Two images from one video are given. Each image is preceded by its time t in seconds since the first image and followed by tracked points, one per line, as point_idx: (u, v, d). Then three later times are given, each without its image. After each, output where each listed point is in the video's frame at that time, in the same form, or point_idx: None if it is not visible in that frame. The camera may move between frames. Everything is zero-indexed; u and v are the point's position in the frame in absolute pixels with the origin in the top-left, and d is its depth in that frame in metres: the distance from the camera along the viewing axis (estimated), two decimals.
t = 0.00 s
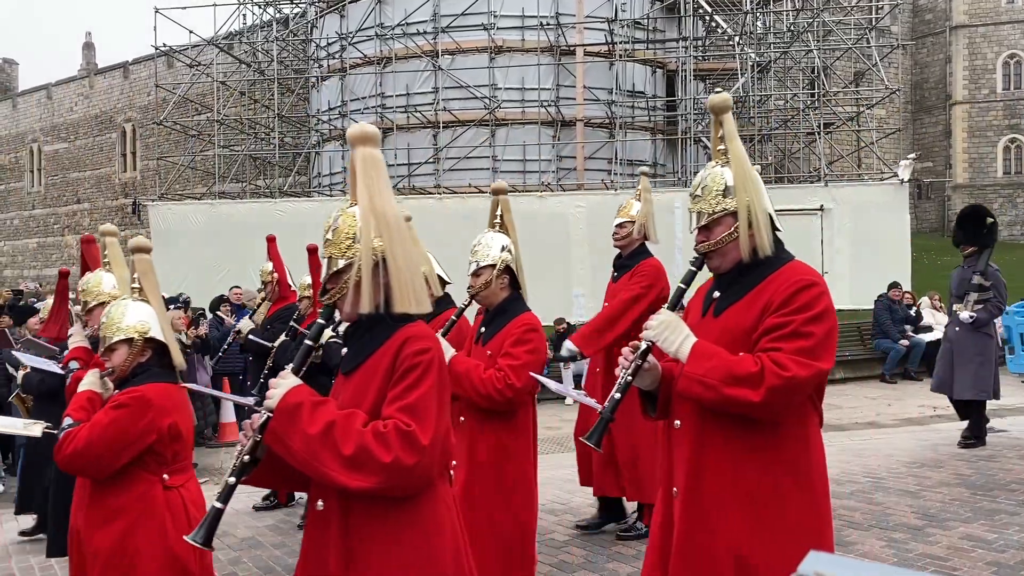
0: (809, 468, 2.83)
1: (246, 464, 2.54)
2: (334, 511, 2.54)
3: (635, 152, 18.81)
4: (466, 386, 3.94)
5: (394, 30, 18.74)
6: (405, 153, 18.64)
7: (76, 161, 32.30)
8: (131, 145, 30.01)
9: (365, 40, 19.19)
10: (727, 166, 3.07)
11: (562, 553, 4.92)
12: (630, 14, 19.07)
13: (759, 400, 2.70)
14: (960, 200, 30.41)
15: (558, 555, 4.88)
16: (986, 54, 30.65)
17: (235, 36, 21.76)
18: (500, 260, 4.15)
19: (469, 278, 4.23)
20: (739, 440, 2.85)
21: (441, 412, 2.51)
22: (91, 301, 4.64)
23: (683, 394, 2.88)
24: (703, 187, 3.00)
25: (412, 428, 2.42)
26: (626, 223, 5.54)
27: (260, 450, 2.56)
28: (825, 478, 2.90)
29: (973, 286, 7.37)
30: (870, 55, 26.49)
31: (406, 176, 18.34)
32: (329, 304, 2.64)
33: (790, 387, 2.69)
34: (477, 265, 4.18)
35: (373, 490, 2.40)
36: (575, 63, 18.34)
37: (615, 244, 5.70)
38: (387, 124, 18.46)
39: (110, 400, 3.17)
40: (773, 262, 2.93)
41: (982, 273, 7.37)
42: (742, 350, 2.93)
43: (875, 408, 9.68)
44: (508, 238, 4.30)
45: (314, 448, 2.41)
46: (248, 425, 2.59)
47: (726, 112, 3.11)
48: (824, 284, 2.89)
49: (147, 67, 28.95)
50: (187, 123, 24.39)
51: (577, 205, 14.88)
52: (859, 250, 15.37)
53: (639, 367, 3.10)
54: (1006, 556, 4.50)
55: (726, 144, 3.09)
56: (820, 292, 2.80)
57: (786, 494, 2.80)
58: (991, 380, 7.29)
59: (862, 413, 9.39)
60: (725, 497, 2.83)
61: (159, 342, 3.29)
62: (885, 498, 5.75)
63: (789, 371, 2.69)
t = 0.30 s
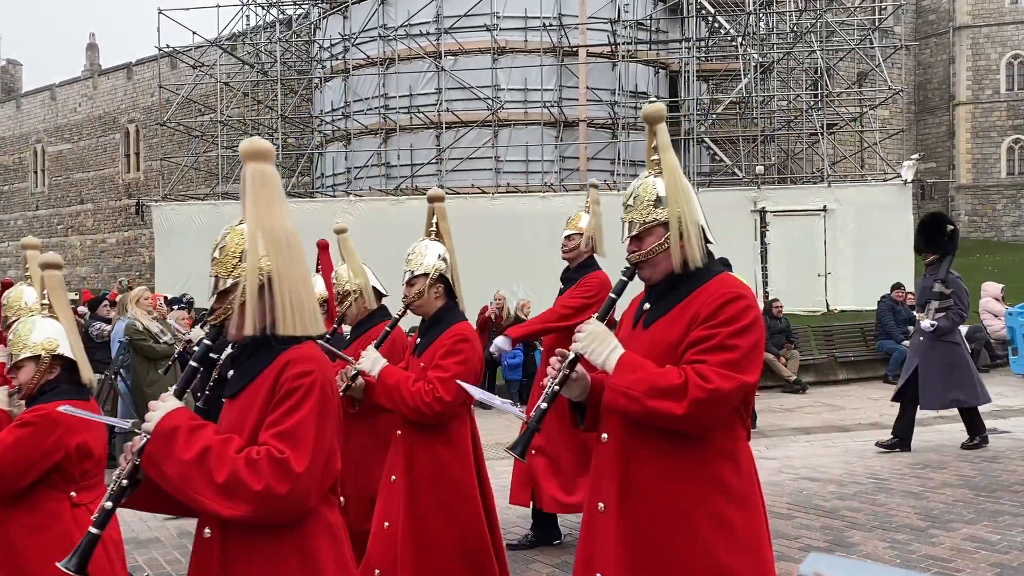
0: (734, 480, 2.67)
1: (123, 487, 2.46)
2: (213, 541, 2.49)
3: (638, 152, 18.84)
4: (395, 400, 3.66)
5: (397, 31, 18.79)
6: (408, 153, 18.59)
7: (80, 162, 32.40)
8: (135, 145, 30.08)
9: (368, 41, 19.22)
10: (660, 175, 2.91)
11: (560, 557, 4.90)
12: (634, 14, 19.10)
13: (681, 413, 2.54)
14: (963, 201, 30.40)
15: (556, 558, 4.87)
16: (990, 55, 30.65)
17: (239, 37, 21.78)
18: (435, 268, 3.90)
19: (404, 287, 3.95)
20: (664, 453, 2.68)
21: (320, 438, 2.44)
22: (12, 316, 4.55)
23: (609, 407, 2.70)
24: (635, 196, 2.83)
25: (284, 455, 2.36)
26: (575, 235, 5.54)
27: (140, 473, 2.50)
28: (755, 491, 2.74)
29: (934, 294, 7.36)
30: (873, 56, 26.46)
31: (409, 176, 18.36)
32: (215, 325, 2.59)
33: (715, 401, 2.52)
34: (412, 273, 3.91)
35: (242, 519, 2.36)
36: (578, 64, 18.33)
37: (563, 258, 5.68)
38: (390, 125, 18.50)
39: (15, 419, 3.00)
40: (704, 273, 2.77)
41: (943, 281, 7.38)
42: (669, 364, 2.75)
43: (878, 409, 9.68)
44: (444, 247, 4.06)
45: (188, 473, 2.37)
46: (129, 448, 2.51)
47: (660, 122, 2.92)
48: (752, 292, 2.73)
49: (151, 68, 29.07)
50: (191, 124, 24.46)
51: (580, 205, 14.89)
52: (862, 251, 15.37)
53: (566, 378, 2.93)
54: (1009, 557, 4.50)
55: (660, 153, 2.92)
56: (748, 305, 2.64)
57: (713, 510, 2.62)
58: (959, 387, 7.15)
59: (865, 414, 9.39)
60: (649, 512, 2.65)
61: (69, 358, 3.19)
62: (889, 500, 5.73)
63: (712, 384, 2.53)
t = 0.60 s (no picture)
0: (658, 476, 2.61)
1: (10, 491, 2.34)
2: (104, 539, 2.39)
3: (641, 152, 18.82)
4: (323, 401, 3.53)
5: (400, 31, 18.78)
6: (410, 153, 18.61)
7: (84, 162, 32.44)
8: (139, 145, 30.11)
9: (372, 41, 19.25)
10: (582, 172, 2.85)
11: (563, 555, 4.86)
12: (637, 14, 19.08)
13: (600, 412, 2.47)
14: (967, 200, 30.32)
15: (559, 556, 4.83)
16: (994, 54, 30.55)
17: (242, 37, 21.79)
18: (365, 267, 3.82)
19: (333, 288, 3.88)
20: (588, 452, 2.60)
21: (215, 436, 2.33)
22: None
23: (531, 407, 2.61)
24: (556, 193, 2.77)
25: (173, 455, 2.25)
26: (524, 230, 5.40)
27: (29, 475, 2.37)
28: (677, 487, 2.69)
29: (897, 290, 7.28)
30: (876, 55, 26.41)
31: (412, 176, 18.36)
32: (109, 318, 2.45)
33: (632, 400, 2.46)
34: (341, 273, 3.84)
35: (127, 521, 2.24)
36: (581, 64, 18.34)
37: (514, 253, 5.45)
38: (393, 125, 18.51)
39: None
40: (626, 270, 2.72)
41: (907, 279, 7.31)
42: (591, 362, 2.69)
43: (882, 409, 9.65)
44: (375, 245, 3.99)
45: (72, 476, 2.24)
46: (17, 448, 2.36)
47: (581, 120, 2.85)
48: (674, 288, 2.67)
49: (154, 68, 29.13)
50: (194, 124, 24.48)
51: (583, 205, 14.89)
52: (866, 251, 15.35)
53: (488, 377, 2.80)
54: (1014, 558, 4.48)
55: (582, 150, 2.83)
56: (669, 301, 2.59)
57: (638, 507, 2.55)
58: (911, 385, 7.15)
59: (869, 414, 9.37)
60: (575, 512, 2.57)
61: None
62: (892, 500, 5.71)
63: (630, 382, 2.47)
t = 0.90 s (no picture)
0: (581, 491, 2.62)
1: None
2: None
3: (644, 152, 18.80)
4: (248, 415, 3.39)
5: (403, 31, 18.78)
6: (413, 153, 18.63)
7: (88, 162, 32.48)
8: (142, 146, 30.13)
9: (374, 41, 19.27)
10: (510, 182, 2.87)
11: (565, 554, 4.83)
12: (640, 13, 19.06)
13: (516, 430, 2.46)
14: (971, 199, 30.23)
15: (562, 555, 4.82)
16: (998, 53, 30.41)
17: (245, 37, 21.80)
18: (293, 277, 3.77)
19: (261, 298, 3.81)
20: (508, 467, 2.60)
21: (91, 462, 2.39)
22: None
23: (449, 424, 2.59)
24: (483, 203, 2.79)
25: (45, 483, 2.32)
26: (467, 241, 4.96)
27: None
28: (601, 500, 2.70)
29: (861, 298, 7.05)
30: (879, 54, 26.35)
31: (415, 176, 18.38)
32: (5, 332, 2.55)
33: (549, 417, 2.45)
34: (268, 282, 3.77)
35: None
36: (584, 64, 18.34)
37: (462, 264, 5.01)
38: (396, 125, 18.53)
39: None
40: (551, 283, 2.71)
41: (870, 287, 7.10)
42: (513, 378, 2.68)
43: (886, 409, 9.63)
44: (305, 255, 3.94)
45: None
46: None
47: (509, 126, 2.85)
48: (599, 302, 2.66)
49: (158, 68, 29.19)
50: (197, 124, 24.49)
51: (585, 204, 14.86)
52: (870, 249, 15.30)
53: (410, 394, 2.72)
54: (1017, 557, 4.48)
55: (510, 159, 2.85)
56: (592, 316, 2.58)
57: (559, 522, 2.57)
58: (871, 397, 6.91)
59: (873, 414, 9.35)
60: (496, 528, 2.57)
61: None
62: (895, 500, 5.70)
63: (547, 400, 2.45)
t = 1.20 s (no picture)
0: (498, 483, 2.62)
1: None
2: None
3: (647, 150, 18.79)
4: (155, 415, 3.38)
5: (405, 30, 18.76)
6: (416, 152, 18.60)
7: (90, 161, 32.50)
8: (144, 145, 30.15)
9: (376, 40, 19.25)
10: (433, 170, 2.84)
11: (570, 550, 4.80)
12: (642, 12, 19.05)
13: (425, 425, 2.45)
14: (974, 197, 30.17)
15: (566, 551, 4.80)
16: (1001, 51, 30.34)
17: (247, 36, 21.79)
18: (206, 274, 3.67)
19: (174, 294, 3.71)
20: (426, 459, 2.61)
21: None
22: None
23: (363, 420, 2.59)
24: (403, 193, 2.77)
25: None
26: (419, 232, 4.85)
27: None
28: (524, 490, 2.70)
29: (821, 295, 7.04)
30: (882, 52, 26.28)
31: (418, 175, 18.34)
32: None
33: (459, 411, 2.43)
34: (181, 280, 3.67)
35: None
36: (586, 62, 18.31)
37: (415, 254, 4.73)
38: (398, 124, 18.54)
39: None
40: (473, 275, 2.68)
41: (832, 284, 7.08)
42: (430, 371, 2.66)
43: (890, 408, 9.61)
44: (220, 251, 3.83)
45: None
46: None
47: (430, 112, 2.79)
48: (520, 294, 2.62)
49: (160, 67, 29.20)
50: (200, 124, 24.50)
51: (587, 203, 14.84)
52: (874, 247, 15.27)
53: (329, 393, 2.78)
54: (1021, 556, 4.46)
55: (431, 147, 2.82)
56: (508, 307, 2.55)
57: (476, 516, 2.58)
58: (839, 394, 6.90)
59: (876, 413, 9.32)
60: (411, 520, 2.59)
61: None
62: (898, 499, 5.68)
63: (456, 393, 2.43)
